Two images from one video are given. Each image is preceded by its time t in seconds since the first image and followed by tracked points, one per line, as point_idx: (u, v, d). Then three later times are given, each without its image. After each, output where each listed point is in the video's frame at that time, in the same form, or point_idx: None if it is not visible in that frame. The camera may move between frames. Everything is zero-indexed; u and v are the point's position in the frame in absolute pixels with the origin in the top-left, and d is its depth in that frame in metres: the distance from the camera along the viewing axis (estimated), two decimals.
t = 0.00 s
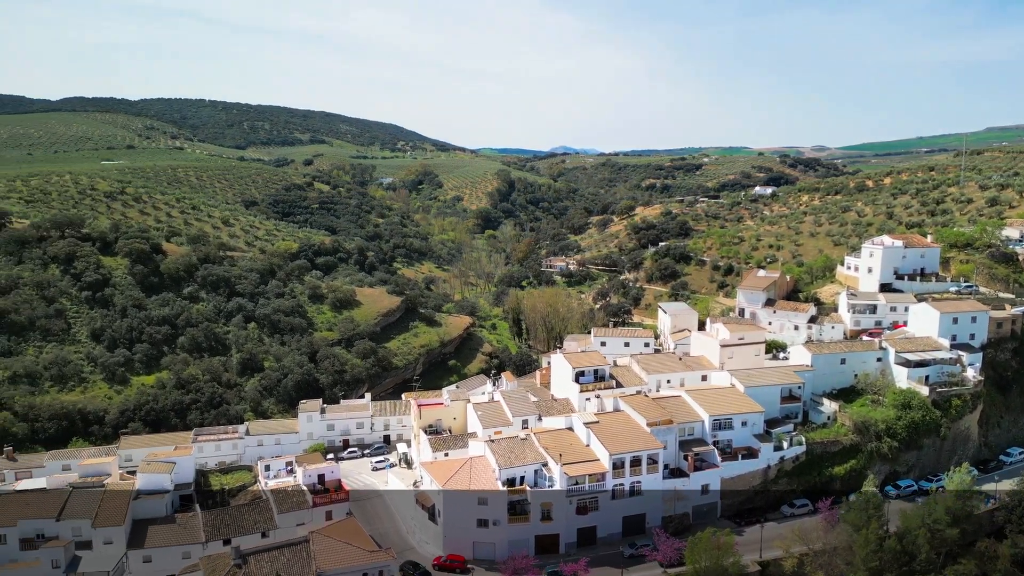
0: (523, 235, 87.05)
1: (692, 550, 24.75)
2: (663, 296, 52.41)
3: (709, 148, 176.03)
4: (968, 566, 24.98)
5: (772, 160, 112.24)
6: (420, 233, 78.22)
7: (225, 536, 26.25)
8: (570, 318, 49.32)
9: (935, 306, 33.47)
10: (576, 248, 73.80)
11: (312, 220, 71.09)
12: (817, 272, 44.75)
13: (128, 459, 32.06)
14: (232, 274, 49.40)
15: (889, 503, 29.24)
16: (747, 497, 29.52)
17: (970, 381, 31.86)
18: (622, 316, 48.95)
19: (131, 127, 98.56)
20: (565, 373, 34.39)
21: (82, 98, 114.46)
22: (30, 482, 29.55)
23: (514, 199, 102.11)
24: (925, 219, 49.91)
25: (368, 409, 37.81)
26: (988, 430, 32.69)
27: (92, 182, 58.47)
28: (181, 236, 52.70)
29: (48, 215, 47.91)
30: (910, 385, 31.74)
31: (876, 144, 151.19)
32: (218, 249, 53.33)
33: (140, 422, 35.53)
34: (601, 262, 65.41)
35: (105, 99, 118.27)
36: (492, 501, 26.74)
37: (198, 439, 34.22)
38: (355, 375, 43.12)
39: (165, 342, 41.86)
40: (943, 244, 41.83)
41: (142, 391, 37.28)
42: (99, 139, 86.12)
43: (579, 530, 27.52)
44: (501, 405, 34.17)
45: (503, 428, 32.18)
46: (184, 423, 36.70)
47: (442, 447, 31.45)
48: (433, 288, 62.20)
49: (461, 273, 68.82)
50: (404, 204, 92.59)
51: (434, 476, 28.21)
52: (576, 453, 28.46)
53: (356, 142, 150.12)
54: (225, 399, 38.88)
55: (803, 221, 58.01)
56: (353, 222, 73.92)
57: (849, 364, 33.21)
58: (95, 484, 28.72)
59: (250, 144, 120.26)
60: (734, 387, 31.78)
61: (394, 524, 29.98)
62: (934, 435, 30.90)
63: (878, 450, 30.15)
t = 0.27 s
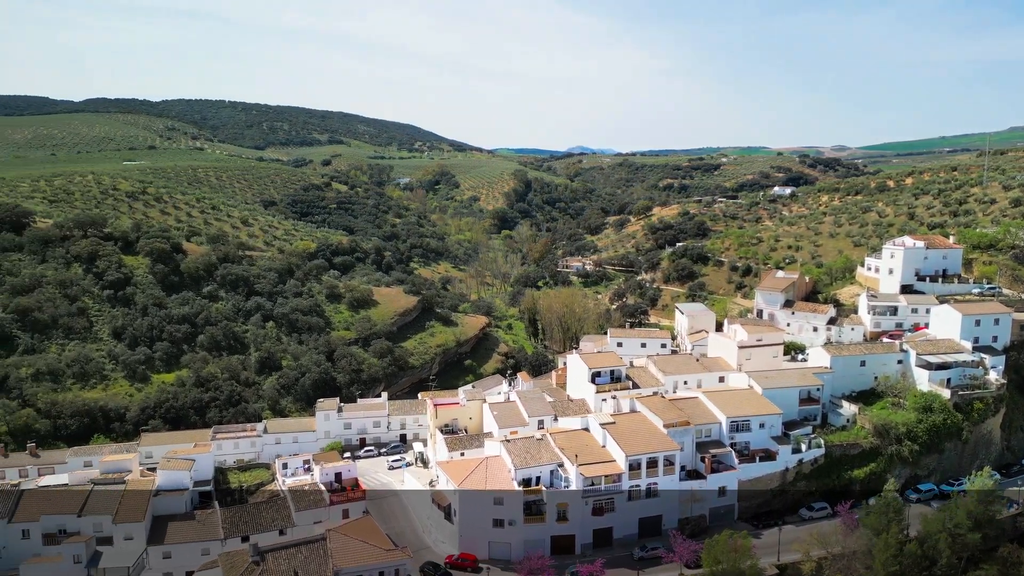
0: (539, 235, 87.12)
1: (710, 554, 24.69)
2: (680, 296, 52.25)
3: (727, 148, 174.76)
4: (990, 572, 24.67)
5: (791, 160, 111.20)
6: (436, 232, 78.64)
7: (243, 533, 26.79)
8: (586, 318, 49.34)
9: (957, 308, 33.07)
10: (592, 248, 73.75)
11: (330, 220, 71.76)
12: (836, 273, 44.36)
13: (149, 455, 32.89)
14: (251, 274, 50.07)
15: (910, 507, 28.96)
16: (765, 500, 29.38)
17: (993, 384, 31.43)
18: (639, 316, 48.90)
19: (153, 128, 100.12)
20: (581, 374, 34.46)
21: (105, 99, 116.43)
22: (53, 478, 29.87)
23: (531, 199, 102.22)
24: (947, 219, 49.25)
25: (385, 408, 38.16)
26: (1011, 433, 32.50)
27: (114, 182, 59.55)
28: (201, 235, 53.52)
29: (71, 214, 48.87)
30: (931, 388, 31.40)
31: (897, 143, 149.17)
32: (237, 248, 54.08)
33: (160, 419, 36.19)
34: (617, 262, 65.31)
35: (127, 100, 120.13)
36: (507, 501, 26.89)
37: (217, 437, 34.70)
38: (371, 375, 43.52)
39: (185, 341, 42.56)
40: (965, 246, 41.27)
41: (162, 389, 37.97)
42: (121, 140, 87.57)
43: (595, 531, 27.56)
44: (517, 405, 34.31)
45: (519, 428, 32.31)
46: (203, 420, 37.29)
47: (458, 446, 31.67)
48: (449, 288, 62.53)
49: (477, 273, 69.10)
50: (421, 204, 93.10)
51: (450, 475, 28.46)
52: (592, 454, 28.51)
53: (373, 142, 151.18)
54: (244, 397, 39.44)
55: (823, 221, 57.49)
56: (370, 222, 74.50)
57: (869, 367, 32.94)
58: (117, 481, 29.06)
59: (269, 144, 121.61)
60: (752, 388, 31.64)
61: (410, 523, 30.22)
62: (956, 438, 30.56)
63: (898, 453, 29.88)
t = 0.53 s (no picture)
0: (556, 235, 87.14)
1: (727, 557, 24.61)
2: (697, 297, 52.05)
3: (746, 148, 173.47)
4: None
5: (811, 160, 110.06)
6: (453, 232, 79.01)
7: (260, 530, 27.21)
8: (602, 319, 49.33)
9: (981, 310, 32.64)
10: (609, 248, 73.64)
11: (348, 220, 72.40)
12: (856, 275, 43.93)
13: (168, 452, 33.44)
14: (269, 273, 50.70)
15: (931, 512, 28.66)
16: (782, 503, 29.23)
17: (1017, 388, 30.98)
18: (655, 317, 48.80)
19: (174, 129, 101.66)
20: (597, 374, 34.49)
21: (128, 101, 118.37)
22: (75, 473, 30.31)
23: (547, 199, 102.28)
24: (970, 220, 48.53)
25: (401, 407, 38.49)
26: None
27: (136, 181, 60.59)
28: (221, 235, 54.31)
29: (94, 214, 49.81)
30: (953, 391, 31.03)
31: (920, 143, 147.01)
32: (256, 247, 54.81)
33: (180, 417, 36.84)
34: (634, 263, 65.15)
35: (149, 101, 121.97)
36: (523, 501, 27.02)
37: (236, 434, 35.16)
38: (388, 374, 43.89)
39: (205, 339, 43.25)
40: (989, 247, 40.67)
41: (182, 387, 38.66)
42: (143, 140, 88.99)
43: (611, 532, 27.61)
44: (534, 405, 34.41)
45: (535, 429, 32.42)
46: (222, 418, 37.87)
47: (474, 446, 31.86)
48: (466, 288, 62.83)
49: (494, 273, 69.32)
50: (437, 204, 93.54)
51: (466, 475, 28.63)
52: (608, 455, 28.52)
53: (391, 142, 152.15)
54: (262, 395, 40.00)
55: (843, 222, 56.91)
56: (387, 222, 75.04)
57: (889, 369, 32.63)
58: (137, 477, 29.65)
59: (288, 145, 122.90)
60: (770, 390, 31.46)
61: (426, 522, 30.46)
62: (978, 442, 30.18)
63: (919, 457, 29.58)
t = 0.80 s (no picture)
0: (572, 235, 87.16)
1: (745, 560, 24.52)
2: (715, 298, 51.84)
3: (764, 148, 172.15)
4: None
5: (831, 160, 108.94)
6: (470, 232, 79.33)
7: (278, 527, 27.63)
8: (618, 319, 49.32)
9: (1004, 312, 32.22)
10: (626, 249, 73.53)
11: (365, 220, 73.01)
12: (877, 276, 43.51)
13: (188, 449, 34.06)
14: (288, 272, 51.31)
15: (952, 516, 28.35)
16: (800, 505, 29.06)
17: None
18: (672, 318, 48.70)
19: (195, 129, 103.13)
20: (613, 375, 34.51)
21: (150, 102, 120.29)
22: (97, 469, 30.92)
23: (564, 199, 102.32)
24: (994, 221, 47.82)
25: (417, 407, 38.81)
26: None
27: (157, 182, 61.62)
28: (240, 234, 55.06)
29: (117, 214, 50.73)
30: (976, 394, 30.68)
31: (942, 143, 144.87)
32: (274, 247, 55.50)
33: (199, 414, 37.47)
34: (651, 263, 64.99)
35: (171, 102, 123.82)
36: (538, 501, 27.14)
37: (254, 433, 35.64)
38: (405, 373, 44.24)
39: (224, 338, 43.89)
40: (1012, 248, 40.07)
41: (202, 385, 39.29)
42: (164, 141, 90.40)
43: (627, 533, 27.64)
44: (549, 405, 34.51)
45: (551, 429, 32.51)
46: (240, 416, 38.42)
47: (490, 446, 32.04)
48: (482, 288, 63.09)
49: (510, 273, 69.53)
50: (454, 204, 93.95)
51: (482, 475, 28.82)
52: (625, 456, 28.53)
53: (408, 143, 153.02)
54: (280, 394, 40.52)
55: (863, 222, 56.33)
56: (404, 222, 75.55)
57: (910, 372, 32.31)
58: (157, 474, 30.21)
59: (306, 145, 124.10)
60: (789, 393, 31.27)
61: (442, 521, 30.69)
62: (1000, 446, 29.81)
63: (940, 461, 29.27)
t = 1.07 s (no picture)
0: (589, 235, 87.07)
1: (763, 563, 24.48)
2: (732, 299, 51.60)
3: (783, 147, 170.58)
4: None
5: (851, 160, 107.71)
6: (486, 233, 79.59)
7: (296, 525, 27.99)
8: (635, 320, 49.27)
9: None
10: (642, 249, 73.38)
11: (382, 220, 73.55)
12: (897, 277, 43.07)
13: (207, 447, 34.52)
14: (306, 272, 51.91)
15: (974, 521, 28.05)
16: (819, 509, 28.90)
17: None
18: (689, 319, 48.56)
19: (215, 130, 104.48)
20: (630, 376, 34.53)
21: (172, 103, 122.06)
22: (119, 466, 31.59)
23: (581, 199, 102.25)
24: (1019, 221, 47.07)
25: (434, 406, 39.14)
26: None
27: (177, 182, 62.60)
28: (259, 234, 55.80)
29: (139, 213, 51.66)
30: (998, 397, 30.32)
31: (966, 142, 142.57)
32: (293, 246, 56.16)
33: (218, 412, 38.12)
34: (667, 264, 64.79)
35: (192, 103, 125.52)
36: (554, 501, 27.26)
37: (271, 431, 36.12)
38: (421, 373, 44.59)
39: (243, 336, 44.54)
40: None
41: (221, 383, 39.95)
42: (185, 141, 91.72)
43: (643, 535, 27.68)
44: (565, 406, 34.62)
45: (567, 429, 32.63)
46: (259, 414, 38.99)
47: (506, 446, 32.23)
48: (498, 288, 63.32)
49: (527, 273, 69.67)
50: (470, 204, 94.27)
51: (497, 475, 29.02)
52: (641, 457, 28.56)
53: (425, 143, 153.71)
54: (297, 392, 41.05)
55: (884, 223, 55.70)
56: (421, 222, 76.00)
57: (931, 374, 32.00)
58: (177, 470, 30.78)
59: (324, 146, 125.19)
60: (807, 395, 31.10)
61: (458, 521, 30.93)
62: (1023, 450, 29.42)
63: (962, 464, 28.97)
